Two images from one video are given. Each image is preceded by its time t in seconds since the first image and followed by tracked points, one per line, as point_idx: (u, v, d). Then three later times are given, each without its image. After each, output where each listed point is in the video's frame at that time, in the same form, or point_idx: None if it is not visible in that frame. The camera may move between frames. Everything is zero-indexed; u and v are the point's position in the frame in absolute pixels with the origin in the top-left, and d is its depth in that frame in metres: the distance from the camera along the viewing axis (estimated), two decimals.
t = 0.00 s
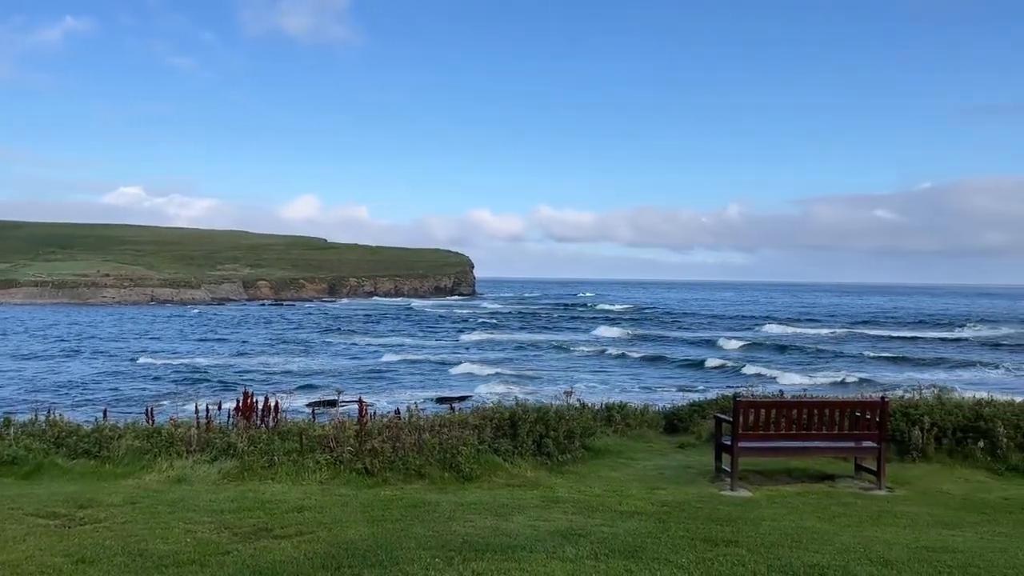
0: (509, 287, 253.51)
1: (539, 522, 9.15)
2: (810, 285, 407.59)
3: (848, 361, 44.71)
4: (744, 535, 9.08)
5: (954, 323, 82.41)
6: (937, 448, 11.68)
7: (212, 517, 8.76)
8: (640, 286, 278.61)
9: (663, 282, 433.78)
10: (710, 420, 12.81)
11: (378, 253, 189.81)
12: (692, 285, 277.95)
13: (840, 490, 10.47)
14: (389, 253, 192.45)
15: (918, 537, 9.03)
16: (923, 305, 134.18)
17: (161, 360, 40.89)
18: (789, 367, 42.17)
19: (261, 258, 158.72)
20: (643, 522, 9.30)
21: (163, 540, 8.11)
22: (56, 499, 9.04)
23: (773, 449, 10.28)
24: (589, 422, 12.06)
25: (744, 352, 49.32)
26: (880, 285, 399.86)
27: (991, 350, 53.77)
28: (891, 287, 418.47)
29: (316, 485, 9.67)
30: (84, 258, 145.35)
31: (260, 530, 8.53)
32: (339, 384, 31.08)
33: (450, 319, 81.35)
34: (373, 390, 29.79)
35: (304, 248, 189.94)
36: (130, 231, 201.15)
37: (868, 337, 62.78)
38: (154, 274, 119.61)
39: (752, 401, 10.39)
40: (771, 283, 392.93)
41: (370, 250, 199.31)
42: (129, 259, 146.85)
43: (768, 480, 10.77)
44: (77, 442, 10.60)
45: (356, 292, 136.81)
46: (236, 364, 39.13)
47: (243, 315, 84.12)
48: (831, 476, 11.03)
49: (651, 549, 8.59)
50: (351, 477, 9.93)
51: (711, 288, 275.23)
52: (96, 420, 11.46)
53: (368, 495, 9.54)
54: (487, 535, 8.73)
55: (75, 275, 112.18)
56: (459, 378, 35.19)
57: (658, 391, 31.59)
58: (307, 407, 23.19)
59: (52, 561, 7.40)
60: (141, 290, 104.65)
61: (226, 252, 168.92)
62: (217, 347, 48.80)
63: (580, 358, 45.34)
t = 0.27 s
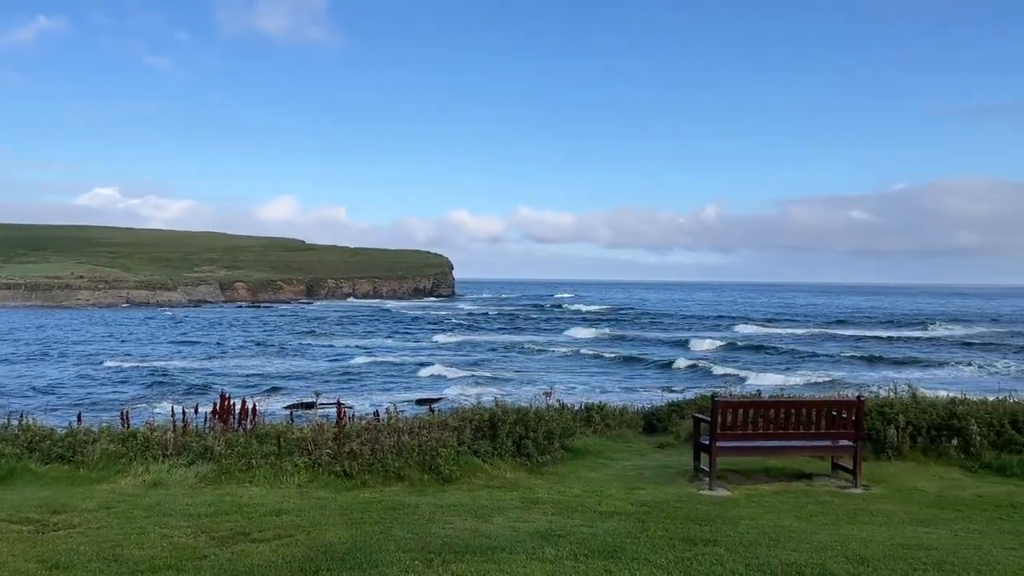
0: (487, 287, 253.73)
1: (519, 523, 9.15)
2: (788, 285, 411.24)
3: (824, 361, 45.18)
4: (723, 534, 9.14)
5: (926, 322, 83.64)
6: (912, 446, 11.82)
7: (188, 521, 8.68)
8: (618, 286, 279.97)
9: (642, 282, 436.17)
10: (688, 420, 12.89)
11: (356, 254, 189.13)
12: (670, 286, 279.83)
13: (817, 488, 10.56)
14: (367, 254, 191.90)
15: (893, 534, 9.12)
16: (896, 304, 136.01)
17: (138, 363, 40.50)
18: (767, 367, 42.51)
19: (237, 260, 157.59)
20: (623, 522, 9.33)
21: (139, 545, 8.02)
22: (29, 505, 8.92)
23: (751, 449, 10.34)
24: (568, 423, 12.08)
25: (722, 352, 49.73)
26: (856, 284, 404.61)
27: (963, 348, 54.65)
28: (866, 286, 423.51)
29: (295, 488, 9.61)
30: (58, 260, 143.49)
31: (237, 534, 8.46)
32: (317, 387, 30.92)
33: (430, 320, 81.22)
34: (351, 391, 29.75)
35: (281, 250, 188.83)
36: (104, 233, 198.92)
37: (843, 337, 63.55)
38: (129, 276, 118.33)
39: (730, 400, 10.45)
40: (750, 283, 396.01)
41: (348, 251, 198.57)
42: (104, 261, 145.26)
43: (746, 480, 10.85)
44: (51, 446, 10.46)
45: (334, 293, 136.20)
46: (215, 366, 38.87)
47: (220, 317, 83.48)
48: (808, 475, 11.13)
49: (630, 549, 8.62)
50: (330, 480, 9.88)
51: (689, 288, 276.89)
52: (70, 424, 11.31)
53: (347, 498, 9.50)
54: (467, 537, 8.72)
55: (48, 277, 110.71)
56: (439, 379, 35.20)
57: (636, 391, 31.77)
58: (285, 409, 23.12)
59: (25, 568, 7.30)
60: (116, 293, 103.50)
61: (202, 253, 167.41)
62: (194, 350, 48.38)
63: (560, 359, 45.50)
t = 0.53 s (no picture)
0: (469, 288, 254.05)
1: (500, 523, 9.16)
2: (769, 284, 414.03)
3: (802, 360, 45.56)
4: (703, 533, 9.19)
5: (902, 321, 84.58)
6: (889, 444, 11.95)
7: (166, 525, 8.61)
8: (598, 287, 280.93)
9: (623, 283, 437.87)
10: (669, 420, 12.96)
11: (336, 255, 188.56)
12: (650, 286, 280.99)
13: (796, 487, 10.63)
14: (349, 255, 191.17)
15: (871, 532, 9.22)
16: (873, 303, 137.47)
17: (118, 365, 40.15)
18: (747, 366, 42.81)
19: (217, 261, 156.52)
20: (604, 522, 9.37)
21: (116, 549, 7.95)
22: (3, 509, 8.81)
23: (730, 448, 10.41)
24: (550, 424, 12.11)
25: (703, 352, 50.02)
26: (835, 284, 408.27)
27: (939, 347, 55.38)
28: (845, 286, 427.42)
29: (275, 490, 9.56)
30: (34, 262, 141.89)
31: (216, 538, 8.40)
32: (296, 388, 30.84)
33: (411, 321, 81.09)
34: (331, 393, 29.68)
35: (261, 251, 187.71)
36: (81, 234, 196.75)
37: (822, 336, 64.13)
38: (107, 277, 117.30)
39: (710, 399, 10.52)
40: (731, 283, 398.29)
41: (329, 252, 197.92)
42: (81, 262, 143.68)
43: (726, 479, 10.91)
44: (27, 450, 10.36)
45: (315, 294, 135.59)
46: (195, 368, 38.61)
47: (199, 319, 82.83)
48: (788, 474, 11.22)
49: (611, 549, 8.64)
50: (310, 482, 9.83)
51: (669, 288, 278.51)
52: (45, 427, 11.17)
53: (327, 500, 9.48)
54: (448, 538, 8.72)
55: (24, 279, 109.41)
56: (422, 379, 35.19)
57: (616, 391, 31.91)
58: (265, 411, 23.06)
59: None
60: (93, 295, 102.48)
61: (181, 255, 166.05)
62: (172, 352, 47.98)
63: (542, 359, 45.61)
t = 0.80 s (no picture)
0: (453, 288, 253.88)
1: (484, 523, 9.16)
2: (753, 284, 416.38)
3: (785, 359, 45.85)
4: (686, 532, 9.23)
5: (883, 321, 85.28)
6: (870, 442, 12.06)
7: (148, 527, 8.56)
8: (582, 287, 281.51)
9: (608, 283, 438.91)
10: (652, 419, 13.02)
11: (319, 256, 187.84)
12: (633, 286, 281.84)
13: (778, 485, 10.70)
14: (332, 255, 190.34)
15: (852, 529, 9.30)
16: (854, 303, 138.54)
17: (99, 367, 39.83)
18: (731, 366, 43.01)
19: (199, 262, 155.49)
20: (588, 521, 9.39)
21: (97, 552, 7.89)
22: None
23: (712, 447, 10.47)
24: (534, 423, 12.13)
25: (686, 351, 50.25)
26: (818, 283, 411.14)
27: (919, 346, 55.99)
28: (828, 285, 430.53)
29: (258, 492, 9.52)
30: (12, 262, 140.35)
31: (198, 540, 8.36)
32: (279, 389, 30.70)
33: (395, 322, 80.89)
34: (314, 394, 29.58)
35: (243, 251, 186.75)
36: (59, 234, 194.71)
37: (804, 335, 64.62)
38: (87, 278, 116.15)
39: (692, 398, 10.57)
40: (715, 283, 400.21)
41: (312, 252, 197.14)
42: (60, 263, 142.14)
43: (709, 478, 10.97)
44: (5, 453, 10.24)
45: (298, 295, 135.11)
46: (178, 369, 38.35)
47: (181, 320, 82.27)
48: (770, 472, 11.29)
49: (595, 548, 8.68)
50: (293, 483, 9.80)
51: (653, 288, 279.61)
52: (24, 430, 11.05)
53: (311, 500, 9.44)
54: (432, 539, 8.71)
55: (3, 280, 108.24)
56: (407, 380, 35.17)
57: (600, 391, 32.00)
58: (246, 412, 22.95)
59: None
60: (73, 296, 101.49)
61: (163, 255, 164.91)
62: (154, 353, 47.62)
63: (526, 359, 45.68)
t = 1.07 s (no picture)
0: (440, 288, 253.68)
1: (469, 523, 9.17)
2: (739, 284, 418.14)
3: (770, 359, 46.07)
4: (671, 530, 9.27)
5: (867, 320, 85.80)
6: (853, 440, 12.15)
7: (131, 528, 8.51)
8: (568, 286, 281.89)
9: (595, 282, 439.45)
10: (637, 418, 13.05)
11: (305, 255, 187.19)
12: (619, 286, 282.44)
13: (763, 483, 10.76)
14: (317, 255, 189.61)
15: (835, 526, 9.37)
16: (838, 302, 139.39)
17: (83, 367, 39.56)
18: (716, 365, 43.15)
19: (183, 262, 154.59)
20: (573, 520, 9.41)
21: (78, 553, 7.83)
22: None
23: (697, 446, 10.52)
24: (519, 423, 12.14)
25: (672, 351, 50.40)
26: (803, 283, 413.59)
27: (902, 345, 56.42)
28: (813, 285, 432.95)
29: (242, 492, 9.48)
30: None
31: (181, 540, 8.32)
32: (264, 389, 30.57)
33: (381, 322, 80.73)
34: (299, 394, 29.51)
35: (228, 251, 185.84)
36: (42, 234, 193.04)
37: (789, 334, 64.97)
38: (69, 278, 115.25)
39: (677, 397, 10.62)
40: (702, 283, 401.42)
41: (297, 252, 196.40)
42: (42, 263, 140.88)
43: (694, 476, 11.02)
44: None
45: (283, 295, 134.56)
46: (163, 370, 38.15)
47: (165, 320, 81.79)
48: (754, 470, 11.36)
49: (580, 547, 8.70)
50: (278, 483, 9.76)
51: (639, 287, 280.45)
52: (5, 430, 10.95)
53: (295, 501, 9.40)
54: (417, 538, 8.71)
55: None
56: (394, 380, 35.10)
57: (585, 390, 32.06)
58: (230, 412, 22.84)
59: None
60: (55, 296, 100.69)
61: (146, 255, 163.88)
62: (138, 353, 47.33)
63: (513, 359, 45.69)
